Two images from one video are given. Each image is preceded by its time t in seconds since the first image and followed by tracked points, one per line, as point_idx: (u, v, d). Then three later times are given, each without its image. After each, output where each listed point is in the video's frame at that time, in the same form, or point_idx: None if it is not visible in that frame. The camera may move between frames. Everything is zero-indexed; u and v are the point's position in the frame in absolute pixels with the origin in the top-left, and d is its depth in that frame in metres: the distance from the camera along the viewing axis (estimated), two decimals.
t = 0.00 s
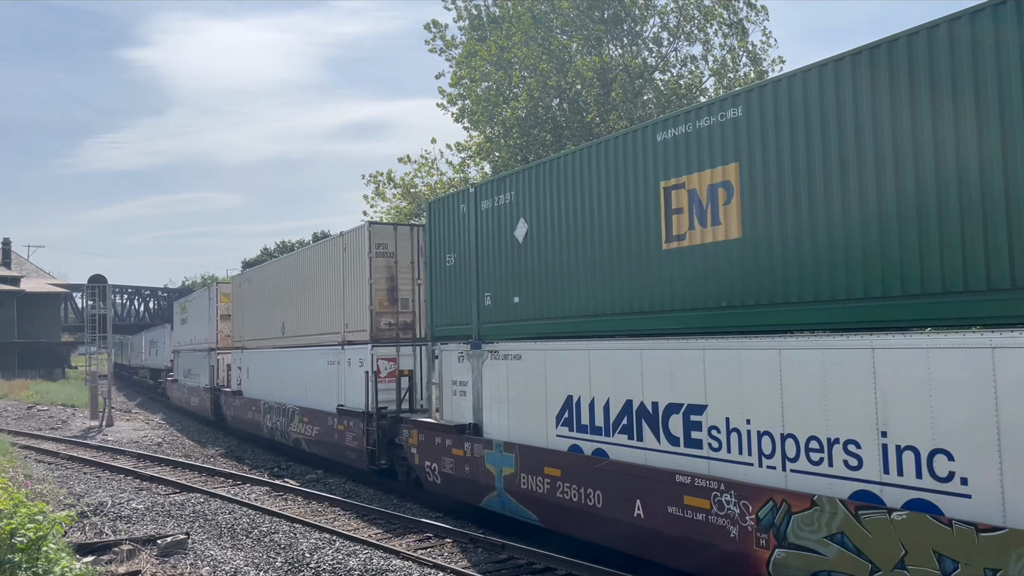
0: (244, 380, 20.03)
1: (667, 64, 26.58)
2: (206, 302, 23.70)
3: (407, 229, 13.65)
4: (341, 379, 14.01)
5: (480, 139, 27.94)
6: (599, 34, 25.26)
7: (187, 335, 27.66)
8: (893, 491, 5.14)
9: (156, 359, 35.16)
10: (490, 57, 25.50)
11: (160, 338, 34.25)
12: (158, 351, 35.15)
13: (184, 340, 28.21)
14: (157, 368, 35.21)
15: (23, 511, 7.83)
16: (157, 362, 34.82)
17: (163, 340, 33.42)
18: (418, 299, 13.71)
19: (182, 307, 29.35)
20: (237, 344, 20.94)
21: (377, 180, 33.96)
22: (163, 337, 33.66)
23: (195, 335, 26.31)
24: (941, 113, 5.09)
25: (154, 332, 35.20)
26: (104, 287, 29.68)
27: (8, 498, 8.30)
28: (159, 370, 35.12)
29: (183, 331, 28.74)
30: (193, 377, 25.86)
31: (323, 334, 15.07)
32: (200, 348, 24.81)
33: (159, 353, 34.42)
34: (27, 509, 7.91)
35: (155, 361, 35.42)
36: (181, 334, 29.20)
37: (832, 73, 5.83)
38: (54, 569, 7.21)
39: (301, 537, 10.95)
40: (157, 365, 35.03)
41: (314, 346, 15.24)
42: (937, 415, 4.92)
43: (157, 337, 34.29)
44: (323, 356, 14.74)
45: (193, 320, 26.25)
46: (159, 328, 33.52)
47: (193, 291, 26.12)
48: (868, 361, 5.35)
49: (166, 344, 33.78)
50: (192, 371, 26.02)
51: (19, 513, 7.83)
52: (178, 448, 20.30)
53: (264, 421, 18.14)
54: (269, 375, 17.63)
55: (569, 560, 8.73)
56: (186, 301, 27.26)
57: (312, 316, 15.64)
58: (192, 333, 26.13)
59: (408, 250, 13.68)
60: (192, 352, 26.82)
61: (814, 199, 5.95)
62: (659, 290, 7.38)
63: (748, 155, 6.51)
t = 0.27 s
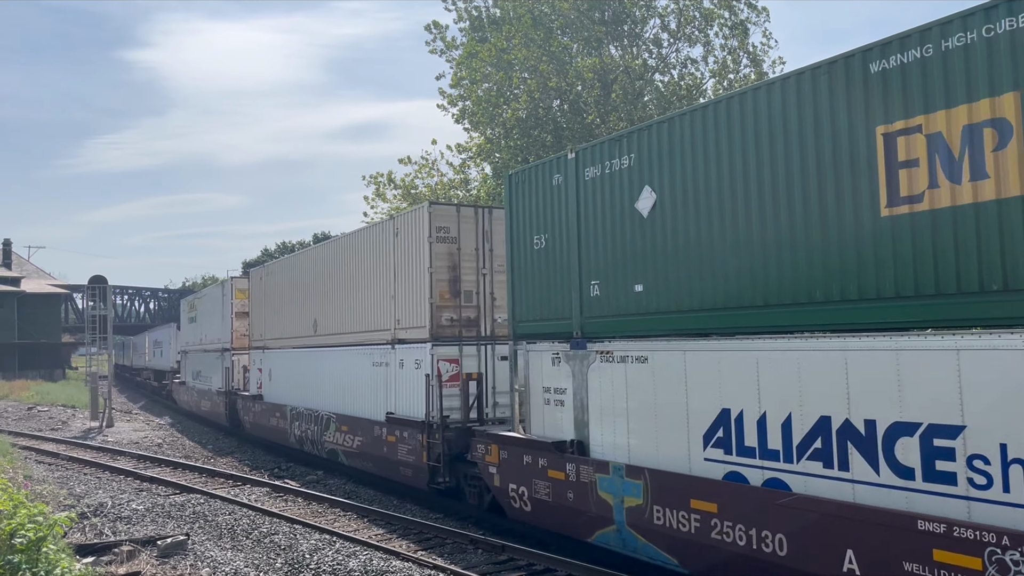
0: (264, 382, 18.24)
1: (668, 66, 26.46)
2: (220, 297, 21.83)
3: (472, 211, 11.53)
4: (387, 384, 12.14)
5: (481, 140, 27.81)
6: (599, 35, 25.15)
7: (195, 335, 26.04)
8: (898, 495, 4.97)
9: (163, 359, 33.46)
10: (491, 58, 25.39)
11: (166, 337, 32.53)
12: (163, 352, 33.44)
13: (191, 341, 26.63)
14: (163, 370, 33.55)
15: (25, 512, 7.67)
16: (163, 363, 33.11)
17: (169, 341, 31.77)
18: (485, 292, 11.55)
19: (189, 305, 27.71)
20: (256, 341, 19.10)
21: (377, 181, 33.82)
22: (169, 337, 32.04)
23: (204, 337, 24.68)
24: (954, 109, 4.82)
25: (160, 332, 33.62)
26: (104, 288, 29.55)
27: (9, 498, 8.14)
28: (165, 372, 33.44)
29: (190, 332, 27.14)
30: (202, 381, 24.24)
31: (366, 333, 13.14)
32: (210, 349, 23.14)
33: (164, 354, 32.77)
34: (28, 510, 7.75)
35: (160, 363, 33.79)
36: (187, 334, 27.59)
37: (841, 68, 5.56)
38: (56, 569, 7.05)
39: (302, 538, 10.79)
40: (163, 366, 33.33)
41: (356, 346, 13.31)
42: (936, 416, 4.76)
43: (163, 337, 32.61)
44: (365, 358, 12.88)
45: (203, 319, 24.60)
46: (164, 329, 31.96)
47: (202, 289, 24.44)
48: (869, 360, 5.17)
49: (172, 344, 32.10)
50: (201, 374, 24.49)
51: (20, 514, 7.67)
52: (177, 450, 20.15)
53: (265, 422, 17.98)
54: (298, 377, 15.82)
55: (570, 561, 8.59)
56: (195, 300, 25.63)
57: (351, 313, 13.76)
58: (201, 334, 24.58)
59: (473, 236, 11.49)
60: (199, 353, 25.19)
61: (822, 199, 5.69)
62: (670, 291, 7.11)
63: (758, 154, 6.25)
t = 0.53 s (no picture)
0: (292, 387, 16.51)
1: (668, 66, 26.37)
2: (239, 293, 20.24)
3: (556, 186, 9.73)
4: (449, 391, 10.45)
5: (481, 141, 27.73)
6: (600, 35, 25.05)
7: (208, 333, 24.51)
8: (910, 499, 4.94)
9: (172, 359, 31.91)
10: (491, 58, 25.34)
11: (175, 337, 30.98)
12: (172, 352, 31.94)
13: (205, 340, 25.14)
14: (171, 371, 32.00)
15: (25, 513, 7.54)
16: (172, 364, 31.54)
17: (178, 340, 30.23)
18: (571, 282, 9.67)
19: (201, 302, 26.21)
20: (281, 340, 17.33)
21: (377, 183, 33.78)
22: (178, 336, 30.50)
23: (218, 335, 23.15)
24: (942, 110, 4.85)
25: (167, 330, 32.20)
26: (104, 288, 29.49)
27: (8, 499, 8.02)
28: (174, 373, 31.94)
29: (202, 330, 25.65)
30: (217, 382, 22.69)
31: (420, 333, 11.39)
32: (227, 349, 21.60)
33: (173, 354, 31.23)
34: (28, 510, 7.62)
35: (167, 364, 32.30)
36: (200, 332, 26.14)
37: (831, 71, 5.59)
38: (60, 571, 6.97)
39: (301, 539, 10.70)
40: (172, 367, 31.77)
41: (409, 347, 11.56)
42: (940, 417, 4.75)
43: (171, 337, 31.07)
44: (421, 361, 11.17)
45: (217, 317, 23.09)
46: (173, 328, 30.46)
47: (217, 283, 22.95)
48: (874, 366, 5.16)
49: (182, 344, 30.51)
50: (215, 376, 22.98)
51: (20, 515, 7.54)
52: (177, 450, 20.07)
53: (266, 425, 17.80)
54: (333, 381, 14.18)
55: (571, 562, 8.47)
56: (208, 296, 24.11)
57: (400, 311, 12.00)
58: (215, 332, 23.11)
59: (558, 216, 9.66)
60: (214, 353, 23.70)
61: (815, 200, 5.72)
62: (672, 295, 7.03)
63: (761, 152, 6.19)
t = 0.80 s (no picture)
0: (321, 388, 15.01)
1: (668, 68, 26.62)
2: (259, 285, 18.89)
3: (669, 150, 8.25)
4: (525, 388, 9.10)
5: (481, 142, 27.99)
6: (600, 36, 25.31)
7: (222, 330, 23.18)
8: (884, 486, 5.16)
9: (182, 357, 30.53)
10: (491, 59, 25.60)
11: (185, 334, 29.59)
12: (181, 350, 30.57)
13: (219, 336, 23.80)
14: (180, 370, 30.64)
15: (24, 513, 7.79)
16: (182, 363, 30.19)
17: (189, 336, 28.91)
18: (688, 267, 8.19)
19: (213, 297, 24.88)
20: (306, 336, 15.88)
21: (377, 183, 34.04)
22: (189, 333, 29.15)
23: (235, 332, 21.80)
24: (924, 116, 5.09)
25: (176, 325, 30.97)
26: (106, 288, 29.75)
27: (8, 500, 8.27)
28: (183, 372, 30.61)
29: (215, 326, 24.33)
30: (233, 382, 21.35)
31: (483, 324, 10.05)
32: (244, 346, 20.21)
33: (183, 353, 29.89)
34: (28, 511, 7.88)
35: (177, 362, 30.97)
36: (212, 329, 24.82)
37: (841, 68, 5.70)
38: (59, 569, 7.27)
39: (302, 539, 10.99)
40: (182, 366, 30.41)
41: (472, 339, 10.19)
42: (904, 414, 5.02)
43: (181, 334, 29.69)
44: (493, 358, 9.65)
45: (233, 311, 21.69)
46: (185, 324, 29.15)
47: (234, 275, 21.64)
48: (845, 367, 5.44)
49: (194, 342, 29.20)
50: (230, 375, 21.61)
51: (20, 515, 7.80)
52: (178, 450, 20.36)
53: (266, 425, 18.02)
54: (374, 383, 12.79)
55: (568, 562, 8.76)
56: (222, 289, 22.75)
57: (454, 300, 10.72)
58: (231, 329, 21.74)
59: (671, 187, 8.18)
60: (230, 350, 22.32)
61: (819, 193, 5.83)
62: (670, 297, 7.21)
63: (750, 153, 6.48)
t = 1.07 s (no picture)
0: (364, 394, 12.92)
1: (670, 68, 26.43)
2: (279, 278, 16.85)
3: (877, 86, 6.13)
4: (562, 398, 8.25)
5: (482, 142, 27.80)
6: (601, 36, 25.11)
7: (235, 327, 21.18)
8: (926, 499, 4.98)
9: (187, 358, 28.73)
10: (492, 58, 25.40)
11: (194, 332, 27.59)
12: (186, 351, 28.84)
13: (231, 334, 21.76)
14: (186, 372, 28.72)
15: (25, 513, 7.59)
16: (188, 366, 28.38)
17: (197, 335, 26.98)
18: (904, 242, 6.07)
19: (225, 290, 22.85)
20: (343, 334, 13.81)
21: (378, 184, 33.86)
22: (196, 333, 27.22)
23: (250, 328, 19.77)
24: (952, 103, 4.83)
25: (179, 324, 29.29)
26: (107, 288, 29.55)
27: (8, 499, 8.07)
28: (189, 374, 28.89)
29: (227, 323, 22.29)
30: (248, 385, 19.39)
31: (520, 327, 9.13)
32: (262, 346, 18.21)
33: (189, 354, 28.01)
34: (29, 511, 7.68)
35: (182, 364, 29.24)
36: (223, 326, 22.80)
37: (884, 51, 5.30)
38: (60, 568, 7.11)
39: (303, 539, 10.79)
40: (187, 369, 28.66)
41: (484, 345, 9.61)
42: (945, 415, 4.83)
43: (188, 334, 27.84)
44: (615, 363, 7.54)
45: (249, 307, 19.71)
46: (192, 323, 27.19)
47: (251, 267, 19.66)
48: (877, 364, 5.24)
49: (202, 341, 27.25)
50: (245, 378, 19.60)
51: (20, 514, 7.59)
52: (179, 450, 20.15)
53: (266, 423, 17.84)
54: (430, 389, 10.85)
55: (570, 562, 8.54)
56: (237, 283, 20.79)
57: (448, 304, 10.52)
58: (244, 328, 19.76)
59: (882, 135, 6.08)
60: (244, 349, 20.34)
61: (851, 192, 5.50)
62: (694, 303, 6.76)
63: (754, 152, 6.26)
